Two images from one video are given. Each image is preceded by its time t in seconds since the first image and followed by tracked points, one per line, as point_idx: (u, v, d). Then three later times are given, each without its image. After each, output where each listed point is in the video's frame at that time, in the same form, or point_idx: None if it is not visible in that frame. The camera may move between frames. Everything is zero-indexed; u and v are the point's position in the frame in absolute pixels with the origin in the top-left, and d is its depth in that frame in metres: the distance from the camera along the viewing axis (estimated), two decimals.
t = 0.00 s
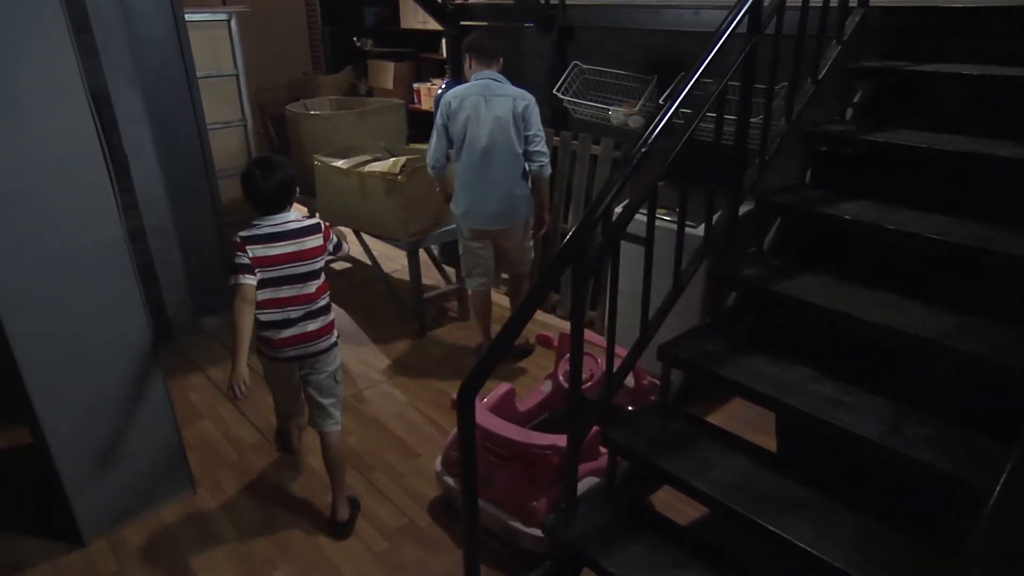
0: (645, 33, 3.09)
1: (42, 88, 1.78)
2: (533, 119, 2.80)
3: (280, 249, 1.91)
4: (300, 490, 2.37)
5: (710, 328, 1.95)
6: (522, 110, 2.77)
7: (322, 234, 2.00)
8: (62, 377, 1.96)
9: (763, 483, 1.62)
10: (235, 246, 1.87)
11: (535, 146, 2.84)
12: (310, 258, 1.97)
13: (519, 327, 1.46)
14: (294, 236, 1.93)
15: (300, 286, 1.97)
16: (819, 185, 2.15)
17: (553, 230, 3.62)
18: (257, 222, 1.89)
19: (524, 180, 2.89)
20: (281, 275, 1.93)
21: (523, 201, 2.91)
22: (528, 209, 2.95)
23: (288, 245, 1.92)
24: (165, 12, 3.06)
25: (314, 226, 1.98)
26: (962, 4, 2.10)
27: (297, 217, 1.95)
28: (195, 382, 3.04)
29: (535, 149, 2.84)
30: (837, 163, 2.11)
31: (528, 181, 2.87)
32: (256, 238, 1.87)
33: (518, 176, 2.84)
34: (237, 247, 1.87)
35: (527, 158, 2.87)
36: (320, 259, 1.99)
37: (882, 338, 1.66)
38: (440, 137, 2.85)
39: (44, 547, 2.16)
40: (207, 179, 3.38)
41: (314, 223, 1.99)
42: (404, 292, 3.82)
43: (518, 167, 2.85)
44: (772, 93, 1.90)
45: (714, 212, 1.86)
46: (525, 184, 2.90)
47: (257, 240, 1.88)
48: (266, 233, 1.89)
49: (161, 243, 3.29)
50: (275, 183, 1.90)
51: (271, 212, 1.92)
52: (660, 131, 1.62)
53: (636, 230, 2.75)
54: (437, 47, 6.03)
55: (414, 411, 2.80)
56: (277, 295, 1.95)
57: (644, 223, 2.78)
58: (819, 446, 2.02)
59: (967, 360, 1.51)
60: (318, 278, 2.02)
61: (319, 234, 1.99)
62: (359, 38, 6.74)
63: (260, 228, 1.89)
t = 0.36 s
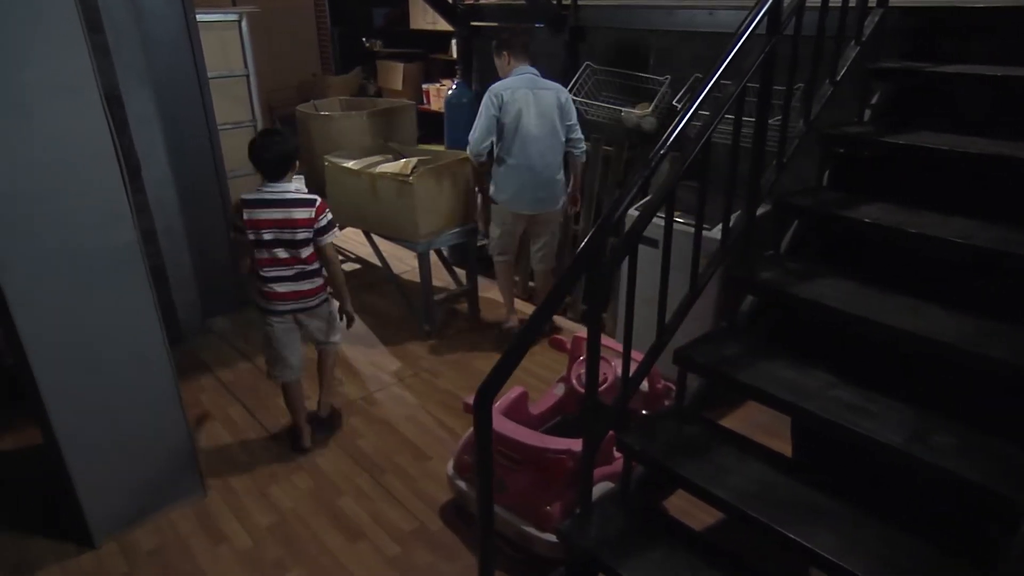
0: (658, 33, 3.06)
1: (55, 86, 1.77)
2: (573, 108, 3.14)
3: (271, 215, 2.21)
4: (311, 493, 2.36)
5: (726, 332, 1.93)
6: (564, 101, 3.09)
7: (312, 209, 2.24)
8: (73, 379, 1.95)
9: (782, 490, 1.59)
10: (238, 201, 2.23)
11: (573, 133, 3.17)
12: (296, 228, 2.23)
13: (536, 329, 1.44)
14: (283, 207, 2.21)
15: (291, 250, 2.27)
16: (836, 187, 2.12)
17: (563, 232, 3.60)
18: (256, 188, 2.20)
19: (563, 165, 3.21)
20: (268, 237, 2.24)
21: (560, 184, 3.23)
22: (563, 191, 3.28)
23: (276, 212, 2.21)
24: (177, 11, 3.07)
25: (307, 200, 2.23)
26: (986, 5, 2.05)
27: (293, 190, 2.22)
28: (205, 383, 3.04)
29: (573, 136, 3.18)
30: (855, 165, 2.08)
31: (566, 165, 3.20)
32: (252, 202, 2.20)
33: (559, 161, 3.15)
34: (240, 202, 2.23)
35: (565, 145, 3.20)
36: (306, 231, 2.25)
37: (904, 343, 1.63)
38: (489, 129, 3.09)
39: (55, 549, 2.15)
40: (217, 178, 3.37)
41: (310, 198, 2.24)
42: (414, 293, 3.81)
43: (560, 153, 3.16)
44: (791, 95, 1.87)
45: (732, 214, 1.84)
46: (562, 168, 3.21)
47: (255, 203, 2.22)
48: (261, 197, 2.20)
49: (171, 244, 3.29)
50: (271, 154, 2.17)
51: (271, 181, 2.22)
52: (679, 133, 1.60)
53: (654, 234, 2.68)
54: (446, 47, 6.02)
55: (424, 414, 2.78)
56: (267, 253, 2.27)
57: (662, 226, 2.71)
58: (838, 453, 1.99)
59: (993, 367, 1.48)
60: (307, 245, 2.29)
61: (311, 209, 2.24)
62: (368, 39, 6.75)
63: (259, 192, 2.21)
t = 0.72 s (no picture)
0: (660, 36, 3.06)
1: (55, 88, 1.75)
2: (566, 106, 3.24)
3: (286, 191, 2.54)
4: (312, 499, 2.33)
5: (732, 336, 1.91)
6: (561, 100, 3.18)
7: (319, 193, 2.50)
8: (72, 384, 1.93)
9: (790, 497, 1.58)
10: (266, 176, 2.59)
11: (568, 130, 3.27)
12: (304, 208, 2.54)
13: (544, 334, 1.43)
14: (296, 186, 2.52)
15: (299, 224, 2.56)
16: (841, 190, 2.11)
17: (564, 235, 3.58)
18: (280, 165, 2.54)
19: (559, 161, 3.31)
20: (282, 211, 2.58)
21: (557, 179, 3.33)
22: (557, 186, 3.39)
23: (290, 190, 2.53)
24: (176, 13, 3.04)
25: (317, 184, 2.51)
26: (986, 7, 2.05)
27: (308, 173, 2.53)
28: (205, 388, 3.02)
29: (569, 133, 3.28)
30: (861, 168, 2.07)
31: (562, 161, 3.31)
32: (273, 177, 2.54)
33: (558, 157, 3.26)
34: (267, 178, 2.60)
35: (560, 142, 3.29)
36: (313, 212, 2.54)
37: (911, 348, 1.62)
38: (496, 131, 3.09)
39: (53, 557, 2.13)
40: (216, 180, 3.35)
41: (322, 183, 2.52)
42: (414, 297, 3.79)
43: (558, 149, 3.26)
44: (797, 98, 1.86)
45: (738, 218, 1.83)
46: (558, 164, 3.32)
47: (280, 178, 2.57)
48: (281, 175, 2.54)
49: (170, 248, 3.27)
50: (291, 137, 2.51)
51: (297, 163, 2.55)
52: (686, 137, 1.58)
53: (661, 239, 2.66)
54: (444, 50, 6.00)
55: (426, 418, 2.76)
56: (282, 226, 2.61)
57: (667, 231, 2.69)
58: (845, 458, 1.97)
59: (1004, 371, 1.47)
60: (315, 224, 2.58)
61: (319, 193, 2.52)
62: (366, 42, 6.74)
63: (282, 171, 2.55)
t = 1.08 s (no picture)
0: (654, 40, 3.06)
1: (45, 92, 1.72)
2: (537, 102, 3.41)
3: (285, 183, 2.67)
4: (308, 508, 2.31)
5: (731, 340, 1.90)
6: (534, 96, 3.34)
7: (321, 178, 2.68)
8: (64, 394, 1.89)
9: (793, 503, 1.57)
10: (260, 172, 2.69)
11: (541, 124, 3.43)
12: (307, 195, 2.69)
13: (545, 340, 1.41)
14: (295, 176, 2.66)
15: (303, 211, 2.71)
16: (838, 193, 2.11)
17: (559, 240, 3.57)
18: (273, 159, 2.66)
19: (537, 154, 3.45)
20: (283, 202, 2.70)
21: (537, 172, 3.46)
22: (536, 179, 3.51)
23: (290, 181, 2.67)
24: (165, 14, 2.99)
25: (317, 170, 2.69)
26: (980, 11, 2.05)
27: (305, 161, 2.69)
28: (197, 396, 2.98)
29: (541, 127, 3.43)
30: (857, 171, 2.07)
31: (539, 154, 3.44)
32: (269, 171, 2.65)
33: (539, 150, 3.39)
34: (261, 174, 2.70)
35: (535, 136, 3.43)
36: (316, 197, 2.71)
37: (912, 351, 1.61)
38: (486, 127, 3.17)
39: (44, 570, 2.09)
40: (208, 185, 3.30)
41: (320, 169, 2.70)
42: (408, 302, 3.77)
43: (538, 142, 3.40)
44: (794, 102, 1.86)
45: (736, 222, 1.82)
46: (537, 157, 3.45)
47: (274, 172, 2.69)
48: (277, 169, 2.66)
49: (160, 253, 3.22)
50: (285, 130, 2.64)
51: (289, 154, 2.69)
52: (686, 141, 1.58)
53: (658, 244, 2.64)
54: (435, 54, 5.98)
55: (421, 425, 2.73)
56: (283, 217, 2.73)
57: (667, 237, 2.67)
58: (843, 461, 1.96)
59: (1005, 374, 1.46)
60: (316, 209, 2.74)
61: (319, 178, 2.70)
62: (358, 46, 6.71)
63: (276, 165, 2.67)
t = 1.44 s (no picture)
0: (647, 44, 3.06)
1: (38, 97, 1.69)
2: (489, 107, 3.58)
3: (272, 170, 2.95)
4: (303, 517, 2.28)
5: (730, 344, 1.90)
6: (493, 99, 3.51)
7: (300, 171, 2.92)
8: (54, 404, 1.86)
9: (795, 508, 1.56)
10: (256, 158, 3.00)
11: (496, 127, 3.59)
12: (286, 183, 2.94)
13: (546, 345, 1.40)
14: (280, 165, 2.93)
15: (285, 198, 2.97)
16: (834, 196, 2.10)
17: (553, 244, 3.56)
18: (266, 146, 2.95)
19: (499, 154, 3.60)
20: (268, 188, 2.98)
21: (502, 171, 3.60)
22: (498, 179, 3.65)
23: (274, 169, 2.93)
24: (155, 19, 2.99)
25: (297, 163, 2.93)
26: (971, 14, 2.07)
27: (290, 153, 2.95)
28: (189, 404, 2.94)
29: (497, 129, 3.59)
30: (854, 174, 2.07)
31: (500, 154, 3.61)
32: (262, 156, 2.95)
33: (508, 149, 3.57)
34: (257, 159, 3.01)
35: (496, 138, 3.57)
36: (294, 187, 2.95)
37: (912, 354, 1.61)
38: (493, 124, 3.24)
39: None
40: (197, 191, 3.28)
41: (301, 162, 2.94)
42: (402, 307, 3.75)
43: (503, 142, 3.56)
44: (791, 105, 1.86)
45: (734, 226, 1.82)
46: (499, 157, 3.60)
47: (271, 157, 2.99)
48: (267, 157, 2.96)
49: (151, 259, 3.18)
50: (275, 124, 2.93)
51: (281, 145, 2.97)
52: (685, 144, 1.57)
53: (656, 248, 2.63)
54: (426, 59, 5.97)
55: (416, 431, 2.71)
56: (269, 201, 3.01)
57: (666, 242, 2.67)
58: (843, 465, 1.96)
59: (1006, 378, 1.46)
60: (297, 198, 2.99)
61: (299, 170, 2.94)
62: (348, 50, 6.69)
63: (267, 153, 2.97)
